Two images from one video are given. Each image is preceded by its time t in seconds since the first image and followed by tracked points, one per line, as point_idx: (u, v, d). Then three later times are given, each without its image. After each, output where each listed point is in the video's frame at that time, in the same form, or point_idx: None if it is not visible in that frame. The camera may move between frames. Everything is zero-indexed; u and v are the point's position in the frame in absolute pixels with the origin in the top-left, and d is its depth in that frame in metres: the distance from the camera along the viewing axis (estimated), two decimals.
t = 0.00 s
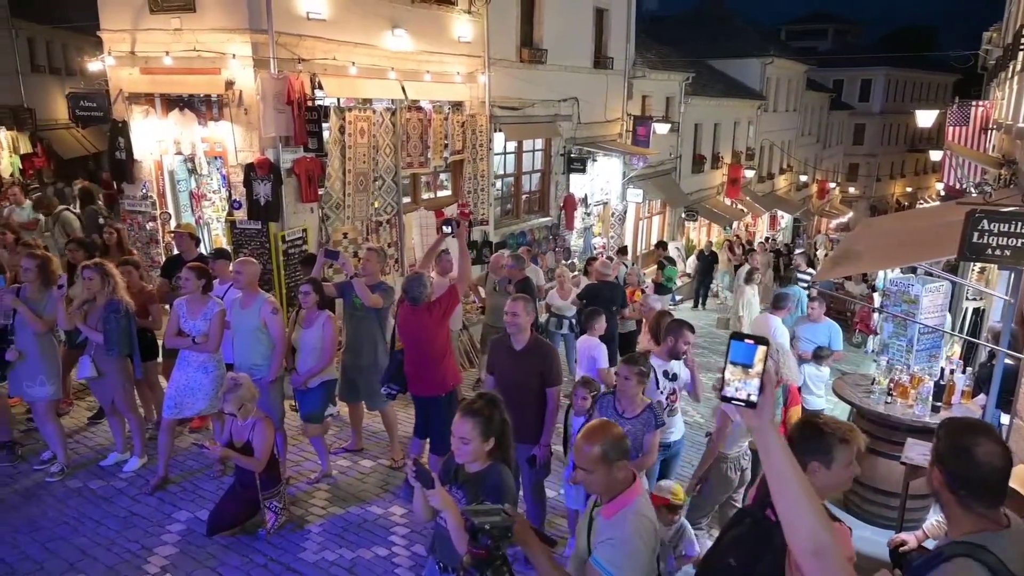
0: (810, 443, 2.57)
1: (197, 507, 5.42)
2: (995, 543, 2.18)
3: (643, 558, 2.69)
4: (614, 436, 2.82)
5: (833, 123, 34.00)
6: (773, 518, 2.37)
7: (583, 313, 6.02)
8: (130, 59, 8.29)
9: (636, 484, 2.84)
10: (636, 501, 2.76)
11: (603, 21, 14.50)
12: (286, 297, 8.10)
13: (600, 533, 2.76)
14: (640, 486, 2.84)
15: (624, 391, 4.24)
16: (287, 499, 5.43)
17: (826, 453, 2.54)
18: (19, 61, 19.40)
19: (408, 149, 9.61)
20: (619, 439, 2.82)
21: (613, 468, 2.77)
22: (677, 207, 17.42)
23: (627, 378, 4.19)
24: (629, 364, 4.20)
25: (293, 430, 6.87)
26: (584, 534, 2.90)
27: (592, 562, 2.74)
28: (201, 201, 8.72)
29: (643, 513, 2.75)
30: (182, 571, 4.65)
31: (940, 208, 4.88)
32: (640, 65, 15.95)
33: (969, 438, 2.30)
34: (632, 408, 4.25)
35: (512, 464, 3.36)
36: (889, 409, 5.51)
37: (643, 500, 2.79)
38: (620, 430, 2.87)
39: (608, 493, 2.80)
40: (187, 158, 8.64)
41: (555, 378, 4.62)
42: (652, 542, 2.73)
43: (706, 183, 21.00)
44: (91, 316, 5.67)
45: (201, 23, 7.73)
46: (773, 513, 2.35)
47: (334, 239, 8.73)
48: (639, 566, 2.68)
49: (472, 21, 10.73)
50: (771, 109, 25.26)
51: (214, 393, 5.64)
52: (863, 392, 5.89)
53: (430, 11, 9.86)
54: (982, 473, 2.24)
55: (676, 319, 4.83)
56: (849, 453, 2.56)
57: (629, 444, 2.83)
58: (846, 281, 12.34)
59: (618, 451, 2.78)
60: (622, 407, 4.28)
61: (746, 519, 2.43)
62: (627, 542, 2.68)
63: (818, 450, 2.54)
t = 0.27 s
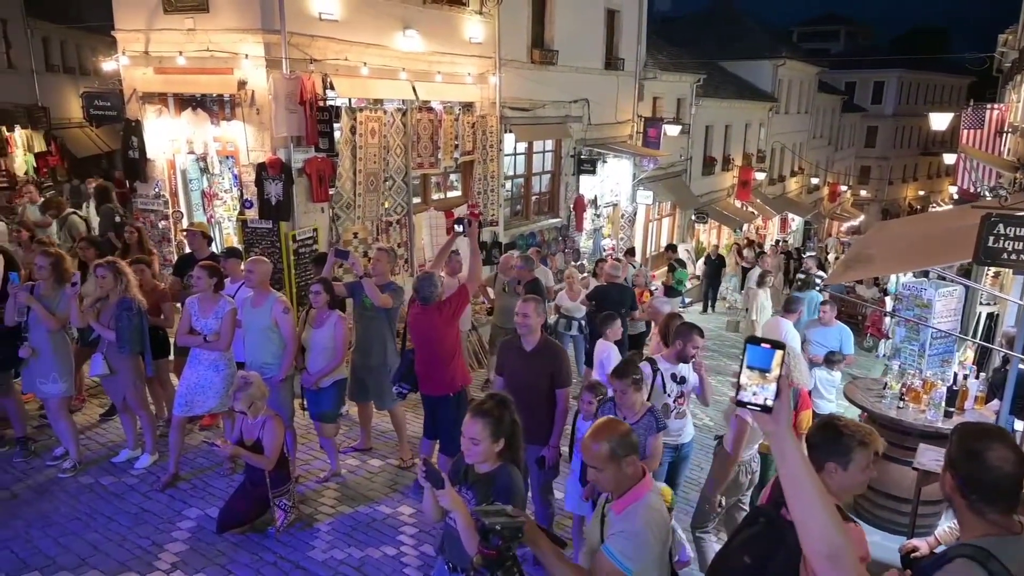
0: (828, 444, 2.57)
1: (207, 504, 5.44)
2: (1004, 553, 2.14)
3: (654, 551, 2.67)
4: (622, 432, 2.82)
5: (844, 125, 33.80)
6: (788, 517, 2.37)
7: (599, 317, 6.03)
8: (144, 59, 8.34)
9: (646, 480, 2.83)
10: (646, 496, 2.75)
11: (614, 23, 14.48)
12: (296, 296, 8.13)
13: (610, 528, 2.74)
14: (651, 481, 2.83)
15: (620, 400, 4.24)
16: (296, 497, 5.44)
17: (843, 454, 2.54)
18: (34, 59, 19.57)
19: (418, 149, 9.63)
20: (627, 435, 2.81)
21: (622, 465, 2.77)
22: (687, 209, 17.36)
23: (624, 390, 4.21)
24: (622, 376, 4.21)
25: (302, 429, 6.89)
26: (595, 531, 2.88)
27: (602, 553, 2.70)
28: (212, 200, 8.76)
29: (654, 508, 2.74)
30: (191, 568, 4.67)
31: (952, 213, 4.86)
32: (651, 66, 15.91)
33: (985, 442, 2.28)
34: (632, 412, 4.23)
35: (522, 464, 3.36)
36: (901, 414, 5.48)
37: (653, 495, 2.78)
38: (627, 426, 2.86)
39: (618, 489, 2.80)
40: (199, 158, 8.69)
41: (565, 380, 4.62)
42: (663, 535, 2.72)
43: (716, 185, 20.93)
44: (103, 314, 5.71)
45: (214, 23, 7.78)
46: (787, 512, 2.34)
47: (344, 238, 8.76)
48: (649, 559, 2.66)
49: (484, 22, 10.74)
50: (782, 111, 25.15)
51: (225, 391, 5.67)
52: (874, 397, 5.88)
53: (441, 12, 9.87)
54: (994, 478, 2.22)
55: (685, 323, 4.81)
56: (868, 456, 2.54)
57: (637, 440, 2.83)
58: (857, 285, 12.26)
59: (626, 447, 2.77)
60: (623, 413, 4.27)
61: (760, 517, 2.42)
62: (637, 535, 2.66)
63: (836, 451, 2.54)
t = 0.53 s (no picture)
0: (835, 440, 2.62)
1: (223, 502, 5.49)
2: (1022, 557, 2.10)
3: (676, 546, 2.68)
4: (643, 429, 2.79)
5: (862, 125, 33.47)
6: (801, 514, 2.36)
7: (621, 321, 6.02)
8: (162, 61, 8.43)
9: (665, 477, 2.83)
10: (668, 492, 2.75)
11: (629, 23, 14.44)
12: (312, 296, 8.17)
13: (632, 524, 2.74)
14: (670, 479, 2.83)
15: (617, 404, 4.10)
16: (311, 496, 5.47)
17: (850, 449, 2.59)
18: (55, 62, 19.86)
19: (433, 150, 9.65)
20: (648, 432, 2.79)
21: (642, 462, 2.75)
22: (702, 210, 17.26)
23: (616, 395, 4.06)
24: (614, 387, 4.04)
25: (318, 429, 6.93)
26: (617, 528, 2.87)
27: (626, 549, 2.69)
28: (229, 201, 8.83)
29: (675, 504, 2.74)
30: (208, 565, 4.71)
31: (971, 215, 4.81)
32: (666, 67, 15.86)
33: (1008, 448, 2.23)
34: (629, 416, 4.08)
35: (537, 466, 3.36)
36: (920, 417, 5.44)
37: (674, 492, 2.78)
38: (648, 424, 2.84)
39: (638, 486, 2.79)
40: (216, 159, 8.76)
41: (580, 381, 4.61)
42: (686, 530, 2.72)
43: (731, 186, 20.81)
44: (122, 313, 5.77)
45: (232, 26, 7.86)
46: (801, 509, 2.33)
47: (359, 239, 8.79)
48: (672, 554, 2.67)
49: (499, 23, 10.76)
50: (799, 111, 24.96)
51: (241, 390, 5.71)
52: (893, 400, 5.87)
53: (456, 13, 9.89)
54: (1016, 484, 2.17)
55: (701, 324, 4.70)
56: (874, 450, 2.60)
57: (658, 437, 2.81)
58: (874, 287, 12.14)
59: (647, 445, 2.76)
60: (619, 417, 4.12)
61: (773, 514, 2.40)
62: (662, 532, 2.66)
63: (843, 448, 2.60)
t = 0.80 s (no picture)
0: (844, 440, 2.64)
1: (234, 500, 5.51)
2: None
3: (690, 542, 2.67)
4: (655, 428, 2.77)
5: (875, 126, 33.24)
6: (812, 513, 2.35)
7: (638, 321, 6.03)
8: (175, 61, 8.49)
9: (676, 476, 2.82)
10: (681, 490, 2.75)
11: (640, 23, 14.40)
12: (322, 296, 8.21)
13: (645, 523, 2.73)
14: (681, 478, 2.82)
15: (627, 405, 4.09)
16: (321, 495, 5.49)
17: (858, 449, 2.60)
18: (70, 63, 20.05)
19: (443, 150, 9.66)
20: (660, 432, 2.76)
21: (654, 462, 2.73)
22: (713, 211, 17.20)
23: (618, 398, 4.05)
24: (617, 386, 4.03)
25: (328, 428, 6.95)
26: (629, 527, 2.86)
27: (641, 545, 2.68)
28: (241, 200, 8.85)
29: (688, 503, 2.73)
30: (219, 563, 4.73)
31: (986, 215, 4.76)
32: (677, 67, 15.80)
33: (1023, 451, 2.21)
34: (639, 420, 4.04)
35: (547, 467, 3.35)
36: (933, 420, 5.38)
37: (686, 489, 2.78)
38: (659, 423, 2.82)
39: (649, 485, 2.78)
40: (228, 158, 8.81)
41: (590, 382, 4.59)
42: (699, 527, 2.72)
43: (742, 187, 20.72)
44: (135, 312, 5.81)
45: (245, 26, 7.90)
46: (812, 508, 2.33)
47: (370, 239, 8.81)
48: (686, 551, 2.67)
49: (509, 23, 10.76)
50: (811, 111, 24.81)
51: (252, 389, 5.73)
52: (906, 402, 5.77)
53: (467, 13, 9.90)
54: None
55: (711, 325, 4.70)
56: (883, 451, 2.60)
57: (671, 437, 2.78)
58: (887, 288, 12.06)
59: (659, 445, 2.74)
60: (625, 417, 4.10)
61: (781, 516, 2.39)
62: (676, 528, 2.65)
63: (852, 448, 2.61)
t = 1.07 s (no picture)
0: (854, 443, 2.64)
1: (241, 500, 5.53)
2: None
3: (698, 542, 2.66)
4: (662, 430, 2.77)
5: (883, 126, 33.10)
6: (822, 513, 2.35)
7: (647, 321, 6.02)
8: (184, 62, 8.52)
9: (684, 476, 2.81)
10: (687, 490, 2.74)
11: (648, 24, 14.38)
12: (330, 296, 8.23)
13: (653, 524, 2.73)
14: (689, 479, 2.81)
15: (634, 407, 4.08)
16: (328, 495, 5.50)
17: (870, 454, 2.59)
18: (79, 62, 20.15)
19: (451, 151, 9.66)
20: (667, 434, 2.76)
21: (661, 462, 2.74)
22: (721, 212, 17.16)
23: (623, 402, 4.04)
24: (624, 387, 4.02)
25: (335, 427, 6.97)
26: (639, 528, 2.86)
27: (647, 545, 2.69)
28: (249, 200, 8.86)
29: (696, 503, 2.72)
30: (227, 562, 4.74)
31: (996, 216, 4.72)
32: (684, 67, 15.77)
33: None
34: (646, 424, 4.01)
35: (554, 468, 3.35)
36: (942, 422, 5.34)
37: (693, 489, 2.77)
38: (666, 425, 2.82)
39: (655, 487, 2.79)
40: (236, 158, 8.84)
41: (597, 383, 4.59)
42: (707, 526, 2.71)
43: (749, 187, 20.67)
44: (144, 312, 5.83)
45: (254, 27, 7.93)
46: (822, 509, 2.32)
47: (377, 239, 8.82)
48: (694, 551, 2.65)
49: (517, 23, 10.76)
50: (819, 112, 24.72)
51: (260, 388, 5.74)
52: (914, 404, 5.71)
53: (475, 13, 9.92)
54: None
55: (706, 322, 4.70)
56: (892, 453, 2.59)
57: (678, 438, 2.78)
58: (896, 290, 12.00)
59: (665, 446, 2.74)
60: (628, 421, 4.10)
61: (788, 519, 2.38)
62: (683, 528, 2.64)
63: (863, 450, 2.61)
